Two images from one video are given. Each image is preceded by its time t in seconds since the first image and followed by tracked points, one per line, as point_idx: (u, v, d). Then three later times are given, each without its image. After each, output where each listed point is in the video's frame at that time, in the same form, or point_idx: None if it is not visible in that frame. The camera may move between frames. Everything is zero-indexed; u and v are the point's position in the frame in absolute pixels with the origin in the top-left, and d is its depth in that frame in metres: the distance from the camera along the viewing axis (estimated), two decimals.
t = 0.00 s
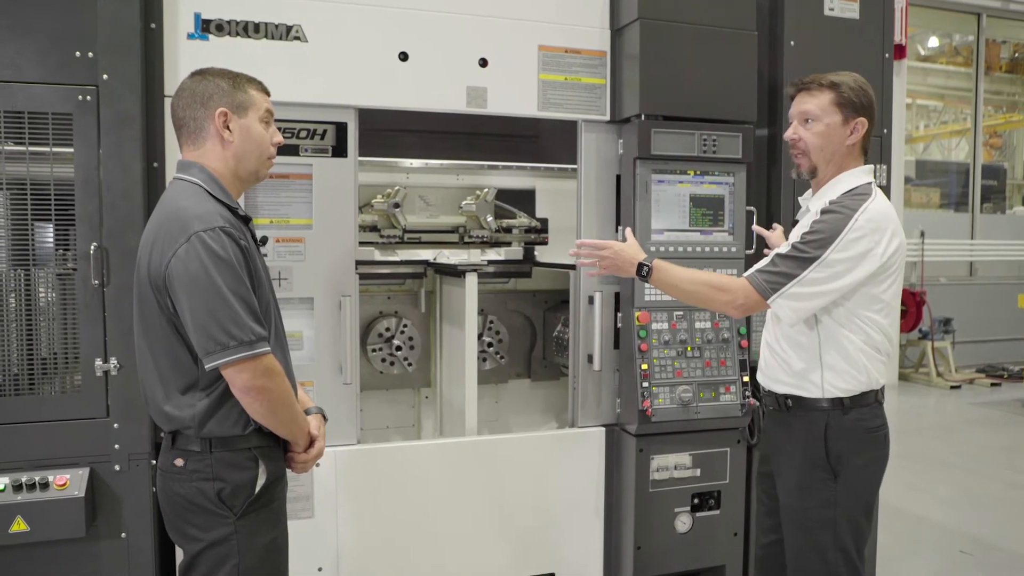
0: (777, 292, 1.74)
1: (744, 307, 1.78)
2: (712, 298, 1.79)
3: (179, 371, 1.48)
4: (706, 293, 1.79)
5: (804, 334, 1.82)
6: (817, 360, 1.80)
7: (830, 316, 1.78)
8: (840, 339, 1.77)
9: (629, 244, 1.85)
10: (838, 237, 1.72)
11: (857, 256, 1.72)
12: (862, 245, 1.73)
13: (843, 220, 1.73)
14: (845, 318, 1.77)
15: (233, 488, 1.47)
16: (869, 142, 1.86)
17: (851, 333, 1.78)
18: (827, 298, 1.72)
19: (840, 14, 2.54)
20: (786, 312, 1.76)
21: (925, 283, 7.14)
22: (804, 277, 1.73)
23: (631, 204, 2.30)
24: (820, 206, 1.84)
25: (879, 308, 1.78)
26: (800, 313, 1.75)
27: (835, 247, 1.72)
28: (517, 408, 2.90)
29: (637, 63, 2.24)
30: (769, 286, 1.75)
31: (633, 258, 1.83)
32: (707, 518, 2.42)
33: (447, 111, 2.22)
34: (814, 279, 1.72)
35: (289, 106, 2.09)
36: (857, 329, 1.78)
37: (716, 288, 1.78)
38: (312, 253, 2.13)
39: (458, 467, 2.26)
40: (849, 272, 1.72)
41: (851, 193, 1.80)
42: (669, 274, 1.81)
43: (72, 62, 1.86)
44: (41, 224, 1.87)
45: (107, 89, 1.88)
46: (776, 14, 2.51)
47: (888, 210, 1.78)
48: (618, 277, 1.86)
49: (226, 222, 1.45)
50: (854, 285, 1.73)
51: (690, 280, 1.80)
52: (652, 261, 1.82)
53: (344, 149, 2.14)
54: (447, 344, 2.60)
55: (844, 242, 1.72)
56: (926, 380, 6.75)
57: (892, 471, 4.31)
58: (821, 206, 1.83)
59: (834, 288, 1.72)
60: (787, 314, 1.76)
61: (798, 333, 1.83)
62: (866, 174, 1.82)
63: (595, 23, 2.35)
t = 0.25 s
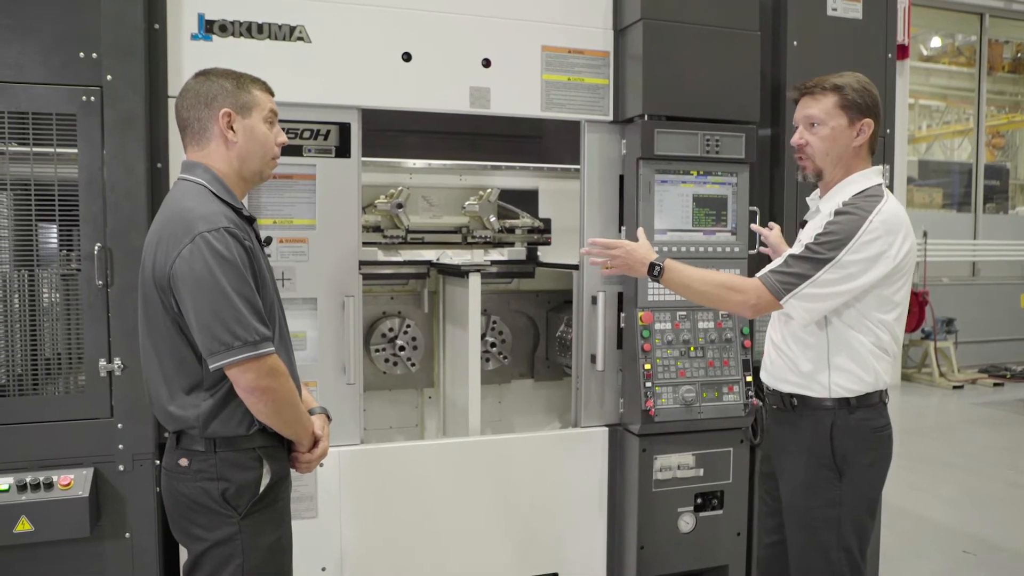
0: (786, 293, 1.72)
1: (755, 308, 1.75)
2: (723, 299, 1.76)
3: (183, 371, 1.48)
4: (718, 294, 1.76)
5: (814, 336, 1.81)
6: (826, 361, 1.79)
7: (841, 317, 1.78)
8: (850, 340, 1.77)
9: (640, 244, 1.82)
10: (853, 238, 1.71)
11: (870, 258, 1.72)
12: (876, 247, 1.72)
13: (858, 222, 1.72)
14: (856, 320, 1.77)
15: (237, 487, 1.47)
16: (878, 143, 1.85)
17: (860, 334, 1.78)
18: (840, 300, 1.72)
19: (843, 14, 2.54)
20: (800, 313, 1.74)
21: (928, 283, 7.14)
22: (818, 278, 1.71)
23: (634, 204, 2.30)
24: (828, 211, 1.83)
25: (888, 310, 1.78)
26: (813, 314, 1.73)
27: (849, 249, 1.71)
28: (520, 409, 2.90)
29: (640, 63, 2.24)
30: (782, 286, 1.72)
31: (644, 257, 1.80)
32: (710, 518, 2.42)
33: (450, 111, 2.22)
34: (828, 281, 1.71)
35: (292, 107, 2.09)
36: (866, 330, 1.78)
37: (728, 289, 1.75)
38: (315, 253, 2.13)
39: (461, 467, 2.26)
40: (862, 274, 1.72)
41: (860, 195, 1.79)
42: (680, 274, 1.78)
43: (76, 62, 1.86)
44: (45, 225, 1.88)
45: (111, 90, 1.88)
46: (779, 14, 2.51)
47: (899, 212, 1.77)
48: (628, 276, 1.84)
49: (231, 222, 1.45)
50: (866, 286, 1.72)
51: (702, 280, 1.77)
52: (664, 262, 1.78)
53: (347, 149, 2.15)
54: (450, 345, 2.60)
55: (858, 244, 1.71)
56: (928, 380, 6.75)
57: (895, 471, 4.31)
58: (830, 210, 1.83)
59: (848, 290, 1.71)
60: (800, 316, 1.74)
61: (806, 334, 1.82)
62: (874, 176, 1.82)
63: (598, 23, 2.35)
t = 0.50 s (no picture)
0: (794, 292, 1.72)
1: (767, 308, 1.75)
2: (735, 299, 1.75)
3: (186, 370, 1.48)
4: (729, 294, 1.75)
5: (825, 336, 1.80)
6: (837, 361, 1.79)
7: (853, 318, 1.77)
8: (862, 341, 1.77)
9: (652, 243, 1.82)
10: (865, 240, 1.70)
11: (882, 259, 1.71)
12: (888, 248, 1.71)
13: (870, 223, 1.71)
14: (868, 320, 1.76)
15: (239, 487, 1.47)
16: (888, 142, 1.84)
17: (872, 335, 1.77)
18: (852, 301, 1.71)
19: (845, 14, 2.54)
20: (811, 315, 1.74)
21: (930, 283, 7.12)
22: (829, 279, 1.71)
23: (637, 203, 2.30)
24: (838, 211, 1.83)
25: (900, 310, 1.77)
26: (825, 315, 1.73)
27: (861, 250, 1.70)
28: (522, 408, 2.90)
29: (642, 63, 2.24)
30: (793, 287, 1.72)
31: (656, 258, 1.80)
32: (712, 518, 2.42)
33: (453, 111, 2.22)
34: (839, 282, 1.71)
35: (294, 106, 2.09)
36: (877, 330, 1.77)
37: (740, 288, 1.75)
38: (318, 252, 2.13)
39: (464, 467, 2.26)
40: (875, 275, 1.71)
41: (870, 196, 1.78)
42: (692, 274, 1.78)
43: (78, 61, 1.86)
44: (47, 224, 1.88)
45: (113, 89, 1.88)
46: (782, 14, 2.51)
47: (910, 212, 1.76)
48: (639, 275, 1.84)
49: (233, 221, 1.45)
50: (878, 287, 1.71)
51: (714, 280, 1.77)
52: (676, 262, 1.78)
53: (350, 148, 2.14)
54: (453, 344, 2.59)
55: (870, 245, 1.70)
56: (931, 380, 6.74)
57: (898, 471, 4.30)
58: (840, 211, 1.83)
59: (860, 291, 1.71)
60: (812, 317, 1.74)
61: (817, 335, 1.82)
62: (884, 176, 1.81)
63: (600, 23, 2.35)
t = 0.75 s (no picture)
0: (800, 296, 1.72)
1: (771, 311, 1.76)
2: (742, 300, 1.76)
3: (184, 369, 1.48)
4: (736, 295, 1.76)
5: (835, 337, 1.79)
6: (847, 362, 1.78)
7: (862, 319, 1.76)
8: (872, 342, 1.76)
9: (659, 243, 1.82)
10: (871, 241, 1.70)
11: (891, 259, 1.70)
12: (895, 248, 1.70)
13: (876, 223, 1.70)
14: (877, 321, 1.75)
15: (238, 485, 1.46)
16: (896, 142, 1.83)
17: (882, 335, 1.76)
18: (860, 302, 1.70)
19: (846, 13, 2.53)
20: (819, 318, 1.73)
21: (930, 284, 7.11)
22: (836, 282, 1.70)
23: (637, 202, 2.30)
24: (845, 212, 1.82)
25: (910, 310, 1.77)
26: (834, 317, 1.72)
27: (868, 252, 1.69)
28: (522, 407, 2.89)
29: (643, 62, 2.23)
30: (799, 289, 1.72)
31: (664, 259, 1.80)
32: (712, 517, 2.41)
33: (454, 109, 2.21)
34: (847, 284, 1.70)
35: (295, 105, 2.08)
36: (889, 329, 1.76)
37: (747, 290, 1.75)
38: (318, 250, 2.13)
39: (463, 466, 2.25)
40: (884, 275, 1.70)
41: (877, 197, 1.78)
42: (699, 275, 1.78)
43: (77, 59, 1.85)
44: (45, 223, 1.87)
45: (113, 86, 1.88)
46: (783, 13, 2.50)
47: (919, 214, 1.76)
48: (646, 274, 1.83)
49: (232, 219, 1.45)
50: (887, 288, 1.71)
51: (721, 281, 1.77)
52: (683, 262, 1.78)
53: (350, 147, 2.14)
54: (453, 344, 2.59)
55: (877, 246, 1.70)
56: (930, 380, 6.74)
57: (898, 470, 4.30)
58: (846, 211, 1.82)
59: (868, 293, 1.70)
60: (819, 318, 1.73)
61: (827, 336, 1.81)
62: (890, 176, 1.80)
63: (600, 21, 2.34)
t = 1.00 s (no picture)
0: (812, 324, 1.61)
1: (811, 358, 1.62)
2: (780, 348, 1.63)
3: (180, 368, 1.48)
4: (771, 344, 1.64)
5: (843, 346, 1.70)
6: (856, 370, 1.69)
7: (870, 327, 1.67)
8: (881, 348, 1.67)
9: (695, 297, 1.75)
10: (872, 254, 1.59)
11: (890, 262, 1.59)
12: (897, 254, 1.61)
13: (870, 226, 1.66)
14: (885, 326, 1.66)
15: (234, 485, 1.46)
16: (897, 146, 1.74)
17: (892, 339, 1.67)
18: (867, 317, 1.58)
19: (842, 12, 2.54)
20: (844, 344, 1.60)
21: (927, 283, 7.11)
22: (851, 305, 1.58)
23: (634, 201, 2.29)
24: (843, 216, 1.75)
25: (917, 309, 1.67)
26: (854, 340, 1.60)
27: (871, 265, 1.59)
28: (519, 407, 2.90)
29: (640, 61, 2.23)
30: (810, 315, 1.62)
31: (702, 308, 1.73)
32: (709, 516, 2.41)
33: (449, 108, 2.21)
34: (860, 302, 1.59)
35: (290, 104, 2.08)
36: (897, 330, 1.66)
37: (782, 338, 1.63)
38: (314, 249, 2.13)
39: (459, 466, 2.25)
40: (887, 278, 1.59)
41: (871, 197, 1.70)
42: (729, 325, 1.67)
43: (73, 58, 1.85)
44: (41, 223, 1.86)
45: (108, 86, 1.87)
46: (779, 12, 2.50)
47: (913, 211, 1.67)
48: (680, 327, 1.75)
49: (227, 218, 1.44)
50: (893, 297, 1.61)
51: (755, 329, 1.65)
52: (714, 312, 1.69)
53: (346, 146, 2.14)
54: (449, 344, 2.59)
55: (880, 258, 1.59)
56: (927, 379, 6.76)
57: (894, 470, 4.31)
58: (844, 215, 1.75)
59: (874, 305, 1.58)
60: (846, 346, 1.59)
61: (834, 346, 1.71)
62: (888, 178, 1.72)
63: (597, 21, 2.34)
